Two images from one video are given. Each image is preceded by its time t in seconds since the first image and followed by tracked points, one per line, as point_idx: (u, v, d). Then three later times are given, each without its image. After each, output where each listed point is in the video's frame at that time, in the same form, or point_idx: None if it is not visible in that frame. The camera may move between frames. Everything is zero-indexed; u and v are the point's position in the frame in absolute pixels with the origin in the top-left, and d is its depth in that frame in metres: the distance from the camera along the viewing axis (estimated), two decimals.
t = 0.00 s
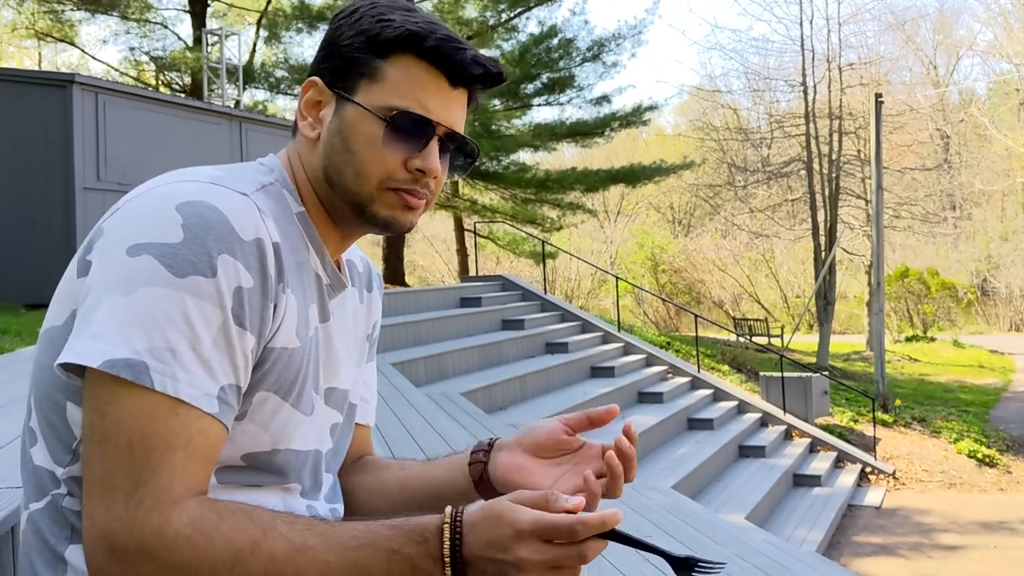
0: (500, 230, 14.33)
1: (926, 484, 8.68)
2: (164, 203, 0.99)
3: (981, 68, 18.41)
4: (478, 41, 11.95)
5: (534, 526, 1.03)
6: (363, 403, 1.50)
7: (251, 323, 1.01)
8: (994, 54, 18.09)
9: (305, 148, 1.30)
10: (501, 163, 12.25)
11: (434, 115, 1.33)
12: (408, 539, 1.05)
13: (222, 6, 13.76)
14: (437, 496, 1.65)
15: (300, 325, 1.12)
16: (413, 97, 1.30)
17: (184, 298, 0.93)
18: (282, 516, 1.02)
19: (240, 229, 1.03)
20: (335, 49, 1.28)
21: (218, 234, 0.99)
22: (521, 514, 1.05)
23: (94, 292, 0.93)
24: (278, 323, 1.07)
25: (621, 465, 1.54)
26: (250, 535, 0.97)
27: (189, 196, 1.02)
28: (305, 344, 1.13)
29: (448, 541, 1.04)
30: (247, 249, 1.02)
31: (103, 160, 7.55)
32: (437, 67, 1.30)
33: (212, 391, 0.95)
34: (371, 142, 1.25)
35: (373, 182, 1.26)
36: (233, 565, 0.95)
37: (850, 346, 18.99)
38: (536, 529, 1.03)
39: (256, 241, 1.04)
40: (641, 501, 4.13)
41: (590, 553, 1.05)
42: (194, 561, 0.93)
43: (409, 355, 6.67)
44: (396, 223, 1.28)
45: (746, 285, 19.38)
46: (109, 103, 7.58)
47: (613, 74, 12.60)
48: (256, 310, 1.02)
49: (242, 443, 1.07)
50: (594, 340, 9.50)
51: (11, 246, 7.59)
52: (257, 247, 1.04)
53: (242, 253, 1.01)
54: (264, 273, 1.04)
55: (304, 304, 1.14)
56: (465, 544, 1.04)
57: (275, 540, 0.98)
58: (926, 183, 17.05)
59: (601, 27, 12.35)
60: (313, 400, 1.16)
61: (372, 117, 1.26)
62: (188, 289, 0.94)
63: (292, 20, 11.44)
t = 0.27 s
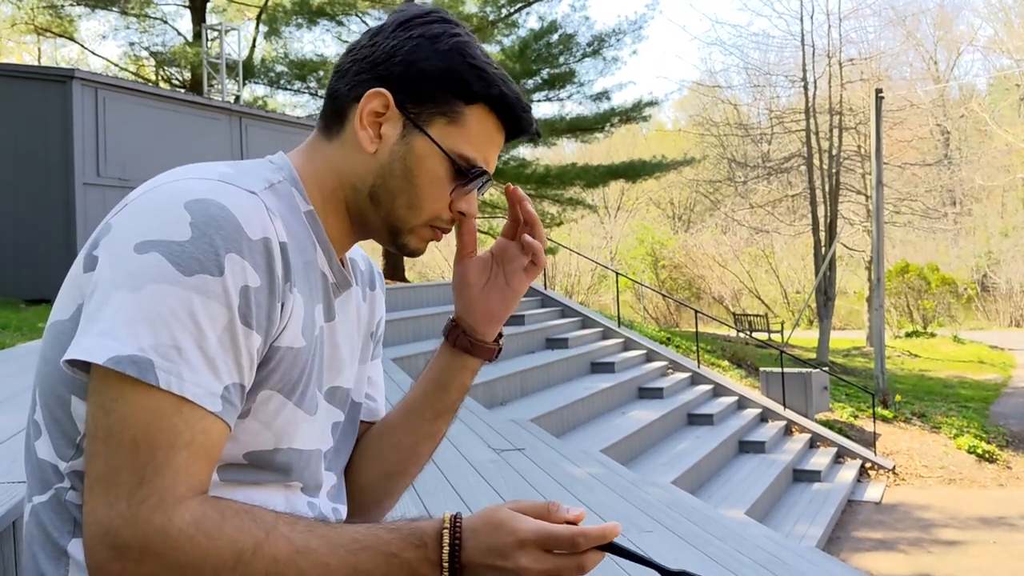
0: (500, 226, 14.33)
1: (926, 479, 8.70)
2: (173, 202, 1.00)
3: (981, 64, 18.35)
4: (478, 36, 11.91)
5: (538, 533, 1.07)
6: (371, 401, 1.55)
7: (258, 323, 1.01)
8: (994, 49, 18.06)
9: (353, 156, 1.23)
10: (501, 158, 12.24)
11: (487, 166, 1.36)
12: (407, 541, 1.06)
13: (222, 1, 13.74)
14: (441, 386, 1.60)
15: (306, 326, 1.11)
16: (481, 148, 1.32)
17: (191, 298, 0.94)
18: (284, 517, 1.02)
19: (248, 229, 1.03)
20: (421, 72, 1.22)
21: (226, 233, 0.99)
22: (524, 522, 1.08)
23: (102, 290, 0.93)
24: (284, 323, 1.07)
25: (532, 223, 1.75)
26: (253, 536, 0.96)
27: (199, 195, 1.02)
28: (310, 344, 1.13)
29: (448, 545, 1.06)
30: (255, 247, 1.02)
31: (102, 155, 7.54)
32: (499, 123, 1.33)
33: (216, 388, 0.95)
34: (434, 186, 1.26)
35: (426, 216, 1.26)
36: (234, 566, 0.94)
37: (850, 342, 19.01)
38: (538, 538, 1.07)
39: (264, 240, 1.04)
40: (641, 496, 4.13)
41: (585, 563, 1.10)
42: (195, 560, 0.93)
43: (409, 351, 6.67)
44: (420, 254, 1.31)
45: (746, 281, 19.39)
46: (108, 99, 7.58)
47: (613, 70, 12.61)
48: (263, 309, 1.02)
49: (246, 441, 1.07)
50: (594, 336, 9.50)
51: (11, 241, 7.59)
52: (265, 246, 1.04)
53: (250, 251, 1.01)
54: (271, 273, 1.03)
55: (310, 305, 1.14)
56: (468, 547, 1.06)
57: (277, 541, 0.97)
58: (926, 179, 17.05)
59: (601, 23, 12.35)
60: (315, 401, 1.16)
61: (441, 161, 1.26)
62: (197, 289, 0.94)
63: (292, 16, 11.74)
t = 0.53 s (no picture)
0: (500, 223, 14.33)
1: (926, 476, 8.71)
2: (179, 195, 1.00)
3: (981, 61, 18.31)
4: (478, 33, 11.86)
5: (533, 543, 1.06)
6: (370, 402, 1.54)
7: (261, 318, 1.00)
8: (995, 47, 18.03)
9: (366, 161, 1.23)
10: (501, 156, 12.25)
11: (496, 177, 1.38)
12: (402, 544, 1.05)
13: None
14: (442, 386, 1.60)
15: (308, 325, 1.11)
16: (493, 159, 1.33)
17: (194, 292, 0.94)
18: (281, 514, 1.01)
19: (253, 224, 1.03)
20: (443, 82, 1.22)
21: (231, 227, 0.99)
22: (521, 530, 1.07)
23: (106, 280, 0.93)
24: (288, 319, 1.07)
25: (527, 219, 1.78)
26: (250, 533, 0.96)
27: (205, 189, 1.03)
28: (313, 342, 1.13)
29: (443, 550, 1.05)
30: (260, 244, 1.02)
31: (102, 152, 7.53)
32: (511, 136, 1.34)
33: (216, 382, 0.94)
34: (448, 196, 1.27)
35: (435, 223, 1.27)
36: (230, 562, 0.94)
37: (850, 340, 19.02)
38: (534, 547, 1.06)
39: (269, 236, 1.04)
40: (641, 493, 4.13)
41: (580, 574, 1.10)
42: (190, 555, 0.92)
43: (409, 348, 6.67)
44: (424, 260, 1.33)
45: (746, 278, 19.40)
46: (108, 96, 7.57)
47: (614, 67, 12.60)
48: (266, 305, 1.01)
49: (247, 437, 1.07)
50: (594, 333, 9.50)
51: (11, 238, 7.59)
52: (269, 242, 1.03)
53: (254, 247, 1.01)
54: (275, 269, 1.03)
55: (313, 303, 1.14)
56: (461, 553, 1.05)
57: (273, 539, 0.97)
58: (927, 176, 17.07)
59: (601, 20, 12.35)
60: (316, 400, 1.16)
61: (457, 171, 1.27)
62: (202, 283, 0.94)
63: (292, 12, 11.55)
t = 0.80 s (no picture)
0: (500, 222, 14.32)
1: (926, 475, 8.71)
2: (180, 195, 1.00)
3: (982, 60, 18.28)
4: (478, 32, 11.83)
5: (530, 542, 1.07)
6: (371, 401, 1.53)
7: (261, 319, 1.00)
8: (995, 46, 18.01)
9: (373, 160, 1.23)
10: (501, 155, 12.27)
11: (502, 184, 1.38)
12: (399, 545, 1.06)
13: None
14: (444, 388, 1.60)
15: (310, 324, 1.11)
16: (499, 167, 1.33)
17: (195, 292, 0.94)
18: (277, 514, 1.02)
19: (253, 224, 1.03)
20: (452, 87, 1.22)
21: (232, 228, 0.99)
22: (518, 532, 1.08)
23: (107, 279, 0.93)
24: (289, 321, 1.07)
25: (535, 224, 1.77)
26: (247, 533, 0.96)
27: (206, 189, 1.03)
28: (313, 342, 1.12)
29: (440, 551, 1.06)
30: (261, 243, 1.02)
31: (102, 151, 7.53)
32: (517, 144, 1.34)
33: (215, 383, 0.94)
34: (450, 199, 1.27)
35: (439, 226, 1.27)
36: (228, 562, 0.94)
37: (850, 339, 19.02)
38: (530, 548, 1.07)
39: (269, 237, 1.04)
40: (641, 492, 4.14)
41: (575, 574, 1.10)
42: (188, 554, 0.93)
43: (410, 347, 6.67)
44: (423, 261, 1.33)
45: (746, 277, 19.42)
46: (108, 95, 7.57)
47: (615, 67, 12.60)
48: (267, 306, 1.01)
49: (247, 438, 1.07)
50: (594, 332, 9.51)
51: (11, 237, 7.58)
52: (270, 242, 1.04)
53: (256, 246, 1.01)
54: (276, 270, 1.03)
55: (314, 303, 1.14)
56: (460, 553, 1.06)
57: (271, 539, 0.97)
58: (927, 175, 17.10)
59: (601, 19, 12.35)
60: (316, 401, 1.16)
61: (460, 176, 1.27)
62: (203, 283, 0.94)
63: (292, 11, 11.52)
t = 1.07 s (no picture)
0: (500, 222, 14.31)
1: (926, 475, 8.71)
2: (170, 189, 1.01)
3: (982, 61, 18.25)
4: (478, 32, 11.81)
5: (515, 534, 1.05)
6: (367, 399, 1.51)
7: (248, 312, 1.00)
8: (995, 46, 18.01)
9: (372, 163, 1.22)
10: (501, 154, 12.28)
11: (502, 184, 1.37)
12: (383, 537, 1.03)
13: None
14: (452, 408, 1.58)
15: (301, 321, 1.11)
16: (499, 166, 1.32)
17: (181, 284, 0.94)
18: (261, 507, 1.01)
19: (243, 218, 1.03)
20: (448, 87, 1.22)
21: (220, 220, 1.00)
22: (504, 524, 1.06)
23: (95, 273, 0.94)
24: (279, 316, 1.07)
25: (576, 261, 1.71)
26: (228, 524, 0.95)
27: (196, 183, 1.03)
28: (306, 338, 1.13)
29: (425, 544, 1.03)
30: (249, 237, 1.02)
31: (102, 151, 7.52)
32: (514, 139, 1.32)
33: (199, 375, 0.94)
34: (450, 196, 1.25)
35: (442, 227, 1.26)
36: (207, 553, 0.93)
37: (850, 339, 19.03)
38: (516, 539, 1.04)
39: (258, 231, 1.04)
40: (640, 492, 4.14)
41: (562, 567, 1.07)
42: (168, 544, 0.92)
43: (410, 347, 6.68)
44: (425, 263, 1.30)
45: (746, 277, 19.44)
46: (108, 95, 7.57)
47: (614, 66, 12.60)
48: (255, 300, 1.02)
49: (240, 433, 1.07)
50: (594, 332, 9.51)
51: (10, 237, 7.57)
52: (259, 237, 1.04)
53: (244, 240, 1.01)
54: (264, 265, 1.04)
55: (306, 299, 1.14)
56: (444, 545, 1.04)
57: (252, 530, 0.96)
58: (927, 175, 17.13)
59: (601, 19, 12.35)
60: (310, 397, 1.15)
61: (458, 173, 1.25)
62: (191, 276, 0.95)
63: (291, 11, 11.52)
